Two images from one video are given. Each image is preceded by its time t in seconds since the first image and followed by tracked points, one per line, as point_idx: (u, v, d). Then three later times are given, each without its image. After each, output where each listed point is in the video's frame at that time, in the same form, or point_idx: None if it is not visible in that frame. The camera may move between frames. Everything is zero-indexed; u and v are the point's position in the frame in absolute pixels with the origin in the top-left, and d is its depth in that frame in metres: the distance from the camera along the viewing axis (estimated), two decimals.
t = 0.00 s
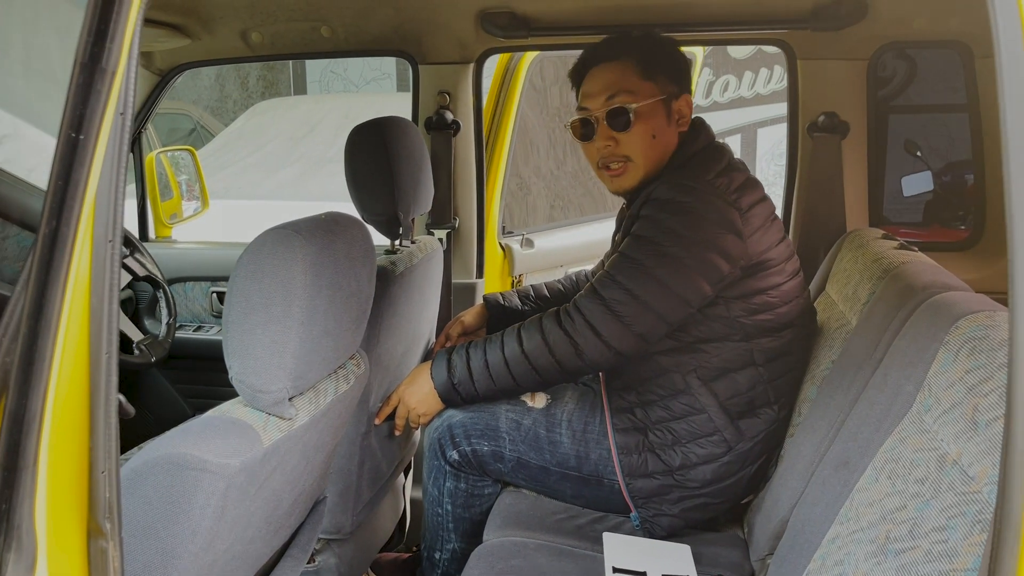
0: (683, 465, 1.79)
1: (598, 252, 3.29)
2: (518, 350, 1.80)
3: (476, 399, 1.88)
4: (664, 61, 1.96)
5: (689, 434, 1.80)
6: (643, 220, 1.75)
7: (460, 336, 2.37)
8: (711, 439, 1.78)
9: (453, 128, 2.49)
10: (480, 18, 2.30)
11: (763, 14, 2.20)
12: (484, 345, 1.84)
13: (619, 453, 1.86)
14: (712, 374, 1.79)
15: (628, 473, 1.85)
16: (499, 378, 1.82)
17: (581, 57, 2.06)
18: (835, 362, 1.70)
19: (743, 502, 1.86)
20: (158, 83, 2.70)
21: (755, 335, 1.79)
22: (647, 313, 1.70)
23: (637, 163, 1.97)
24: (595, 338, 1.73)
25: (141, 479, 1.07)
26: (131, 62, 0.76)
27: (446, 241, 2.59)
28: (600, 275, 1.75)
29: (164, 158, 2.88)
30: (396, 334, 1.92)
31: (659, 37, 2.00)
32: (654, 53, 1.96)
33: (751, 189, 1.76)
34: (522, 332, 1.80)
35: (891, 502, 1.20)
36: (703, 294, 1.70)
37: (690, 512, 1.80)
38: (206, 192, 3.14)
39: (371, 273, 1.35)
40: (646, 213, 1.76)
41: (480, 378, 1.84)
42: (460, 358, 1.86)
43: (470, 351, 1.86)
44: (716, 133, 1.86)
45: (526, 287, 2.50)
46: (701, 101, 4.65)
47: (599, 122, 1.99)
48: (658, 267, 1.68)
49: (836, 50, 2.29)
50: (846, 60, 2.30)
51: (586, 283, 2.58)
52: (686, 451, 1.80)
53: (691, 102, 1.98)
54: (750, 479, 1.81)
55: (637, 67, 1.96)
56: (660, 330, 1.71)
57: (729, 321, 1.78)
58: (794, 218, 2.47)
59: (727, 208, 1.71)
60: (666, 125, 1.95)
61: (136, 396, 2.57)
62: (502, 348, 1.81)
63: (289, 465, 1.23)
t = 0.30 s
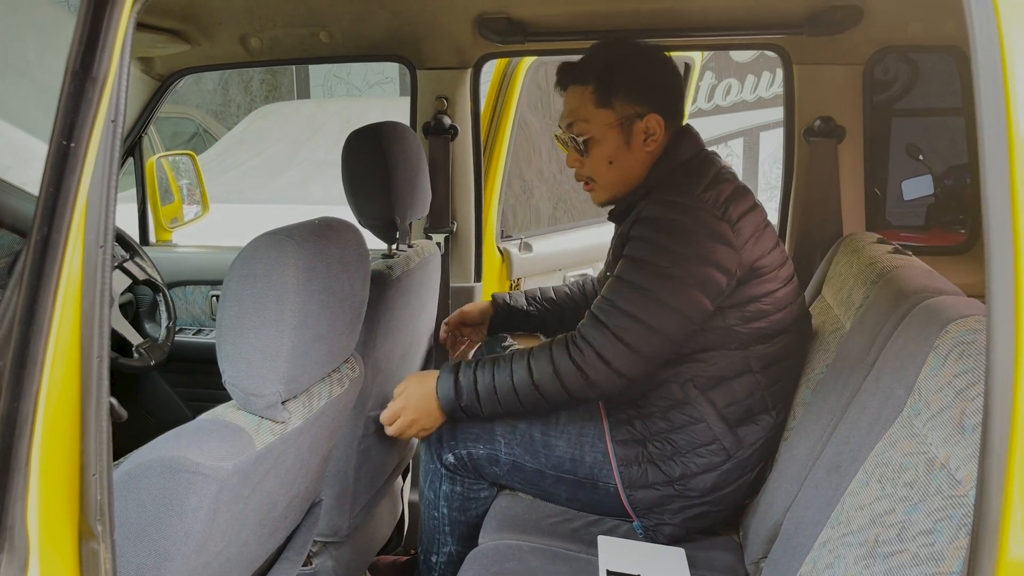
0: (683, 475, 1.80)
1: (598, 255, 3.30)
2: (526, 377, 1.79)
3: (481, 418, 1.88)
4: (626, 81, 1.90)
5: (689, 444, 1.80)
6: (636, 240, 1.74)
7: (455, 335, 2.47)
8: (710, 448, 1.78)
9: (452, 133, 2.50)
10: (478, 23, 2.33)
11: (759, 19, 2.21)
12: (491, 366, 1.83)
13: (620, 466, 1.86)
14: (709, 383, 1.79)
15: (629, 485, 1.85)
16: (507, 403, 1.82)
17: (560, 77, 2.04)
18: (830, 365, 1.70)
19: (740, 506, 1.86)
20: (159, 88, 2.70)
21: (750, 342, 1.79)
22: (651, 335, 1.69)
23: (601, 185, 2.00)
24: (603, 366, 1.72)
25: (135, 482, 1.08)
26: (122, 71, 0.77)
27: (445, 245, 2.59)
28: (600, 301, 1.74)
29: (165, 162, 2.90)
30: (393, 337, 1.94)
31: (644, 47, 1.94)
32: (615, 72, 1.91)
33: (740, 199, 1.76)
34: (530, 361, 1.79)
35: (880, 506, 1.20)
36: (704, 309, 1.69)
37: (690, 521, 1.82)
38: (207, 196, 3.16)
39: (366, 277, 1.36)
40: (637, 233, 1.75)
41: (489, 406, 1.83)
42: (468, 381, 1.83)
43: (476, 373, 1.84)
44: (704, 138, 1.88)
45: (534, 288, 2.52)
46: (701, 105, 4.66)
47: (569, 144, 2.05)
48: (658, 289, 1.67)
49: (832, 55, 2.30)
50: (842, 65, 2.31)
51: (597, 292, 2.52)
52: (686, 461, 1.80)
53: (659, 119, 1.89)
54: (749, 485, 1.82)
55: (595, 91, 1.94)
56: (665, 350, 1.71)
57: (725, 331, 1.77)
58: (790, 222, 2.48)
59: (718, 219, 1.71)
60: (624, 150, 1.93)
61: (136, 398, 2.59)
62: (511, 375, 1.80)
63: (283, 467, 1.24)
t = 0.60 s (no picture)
0: (677, 480, 1.82)
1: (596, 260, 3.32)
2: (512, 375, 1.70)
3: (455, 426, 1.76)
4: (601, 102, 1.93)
5: (682, 449, 1.81)
6: (622, 244, 1.75)
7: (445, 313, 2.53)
8: (703, 452, 1.80)
9: (449, 138, 2.53)
10: (474, 30, 2.33)
11: (752, 27, 2.23)
12: (474, 366, 1.73)
13: (616, 472, 1.88)
14: (700, 389, 1.81)
15: (624, 490, 1.87)
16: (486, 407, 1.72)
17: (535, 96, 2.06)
18: (820, 369, 1.72)
19: (733, 509, 1.88)
20: (162, 92, 2.73)
21: (739, 346, 1.80)
22: (637, 334, 1.67)
23: (587, 204, 2.05)
24: (590, 363, 1.67)
25: (131, 481, 1.10)
26: (116, 81, 0.79)
27: (441, 249, 2.63)
28: (585, 300, 1.71)
29: (167, 167, 2.96)
30: (390, 341, 1.96)
31: (620, 60, 1.97)
32: (589, 96, 1.94)
33: (726, 205, 1.78)
34: (517, 357, 1.71)
35: (865, 507, 1.22)
36: (688, 312, 1.70)
37: (686, 525, 1.84)
38: (206, 201, 3.23)
39: (360, 282, 1.39)
40: (623, 238, 1.76)
41: (468, 408, 1.73)
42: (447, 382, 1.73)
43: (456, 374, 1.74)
44: (689, 146, 1.92)
45: (532, 279, 2.56)
46: (698, 111, 4.69)
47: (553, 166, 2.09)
48: (643, 288, 1.67)
49: (825, 62, 2.32)
50: (835, 72, 2.33)
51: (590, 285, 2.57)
52: (681, 467, 1.82)
53: (636, 137, 1.92)
54: (743, 488, 1.84)
55: (570, 118, 1.98)
56: (651, 352, 1.69)
57: (713, 337, 1.79)
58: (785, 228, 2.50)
59: (705, 223, 1.73)
60: (604, 172, 1.97)
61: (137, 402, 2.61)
62: (494, 375, 1.71)
63: (277, 469, 1.26)
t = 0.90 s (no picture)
0: (672, 483, 1.83)
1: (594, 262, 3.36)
2: (503, 363, 1.73)
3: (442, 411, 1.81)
4: (582, 112, 1.98)
5: (676, 451, 1.83)
6: (611, 244, 1.79)
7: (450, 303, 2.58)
8: (697, 454, 1.81)
9: (446, 141, 2.57)
10: (471, 34, 2.36)
11: (746, 32, 2.25)
12: (467, 352, 1.76)
13: (611, 476, 1.91)
14: (691, 392, 1.83)
15: (619, 493, 1.89)
16: (479, 394, 1.75)
17: (518, 109, 2.12)
18: (811, 370, 1.74)
19: (726, 509, 1.89)
20: (163, 96, 2.75)
21: (729, 348, 1.83)
22: (630, 327, 1.69)
23: (575, 210, 2.12)
24: (583, 354, 1.69)
25: (130, 476, 1.13)
26: (115, 86, 0.82)
27: (439, 252, 2.66)
28: (578, 295, 1.74)
29: (169, 169, 2.96)
30: (387, 341, 1.99)
31: (602, 69, 2.02)
32: (569, 108, 2.00)
33: (715, 207, 1.81)
34: (509, 345, 1.74)
35: (850, 504, 1.24)
36: (677, 309, 1.72)
37: (681, 525, 1.85)
38: (208, 204, 3.26)
39: (355, 283, 1.41)
40: (612, 238, 1.80)
41: (458, 393, 1.76)
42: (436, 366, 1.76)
43: (446, 360, 1.77)
44: (677, 150, 1.95)
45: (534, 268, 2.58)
46: (698, 115, 4.71)
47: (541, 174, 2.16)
48: (634, 281, 1.70)
49: (818, 66, 2.35)
50: (827, 76, 2.36)
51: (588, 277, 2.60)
52: (675, 469, 1.83)
53: (617, 146, 1.97)
54: (736, 488, 1.86)
55: (552, 129, 2.04)
56: (643, 346, 1.71)
57: (702, 338, 1.81)
58: (779, 230, 2.53)
59: (694, 223, 1.75)
60: (586, 180, 2.03)
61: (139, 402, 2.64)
62: (485, 364, 1.74)
63: (273, 465, 1.29)
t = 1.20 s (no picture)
0: (665, 480, 1.85)
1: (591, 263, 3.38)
2: (488, 360, 1.77)
3: (432, 404, 1.83)
4: (575, 111, 2.01)
5: (668, 449, 1.85)
6: (604, 243, 1.81)
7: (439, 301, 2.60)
8: (689, 452, 1.84)
9: (444, 142, 2.60)
10: (467, 36, 2.38)
11: (740, 34, 2.27)
12: (451, 350, 1.80)
13: (605, 473, 1.93)
14: (683, 390, 1.85)
15: (613, 490, 1.91)
16: (463, 388, 1.79)
17: (517, 105, 2.17)
18: (802, 368, 1.76)
19: (718, 506, 1.91)
20: (163, 98, 2.76)
21: (719, 347, 1.85)
22: (616, 327, 1.72)
23: (569, 207, 2.16)
24: (567, 352, 1.72)
25: (128, 469, 1.15)
26: (114, 89, 0.84)
27: (436, 251, 2.69)
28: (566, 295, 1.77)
29: (170, 170, 2.98)
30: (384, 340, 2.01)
31: (599, 69, 2.04)
32: (563, 106, 2.03)
33: (706, 208, 1.83)
34: (494, 342, 1.78)
35: (835, 499, 1.26)
36: (664, 308, 1.74)
37: (674, 522, 1.88)
38: (209, 204, 3.30)
39: (350, 281, 1.44)
40: (603, 237, 1.83)
41: (445, 388, 1.79)
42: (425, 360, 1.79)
43: (435, 355, 1.80)
44: (672, 151, 1.96)
45: (520, 267, 2.62)
46: (697, 116, 4.74)
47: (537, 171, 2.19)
48: (621, 281, 1.72)
49: (812, 68, 2.37)
50: (821, 77, 2.38)
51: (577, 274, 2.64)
52: (667, 466, 1.86)
53: (609, 145, 2.00)
54: (728, 485, 1.88)
55: (546, 126, 2.08)
56: (628, 344, 1.74)
57: (692, 337, 1.84)
58: (773, 230, 2.55)
59: (684, 223, 1.77)
60: (579, 178, 2.06)
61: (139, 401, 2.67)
62: (470, 360, 1.78)
63: (269, 460, 1.31)
